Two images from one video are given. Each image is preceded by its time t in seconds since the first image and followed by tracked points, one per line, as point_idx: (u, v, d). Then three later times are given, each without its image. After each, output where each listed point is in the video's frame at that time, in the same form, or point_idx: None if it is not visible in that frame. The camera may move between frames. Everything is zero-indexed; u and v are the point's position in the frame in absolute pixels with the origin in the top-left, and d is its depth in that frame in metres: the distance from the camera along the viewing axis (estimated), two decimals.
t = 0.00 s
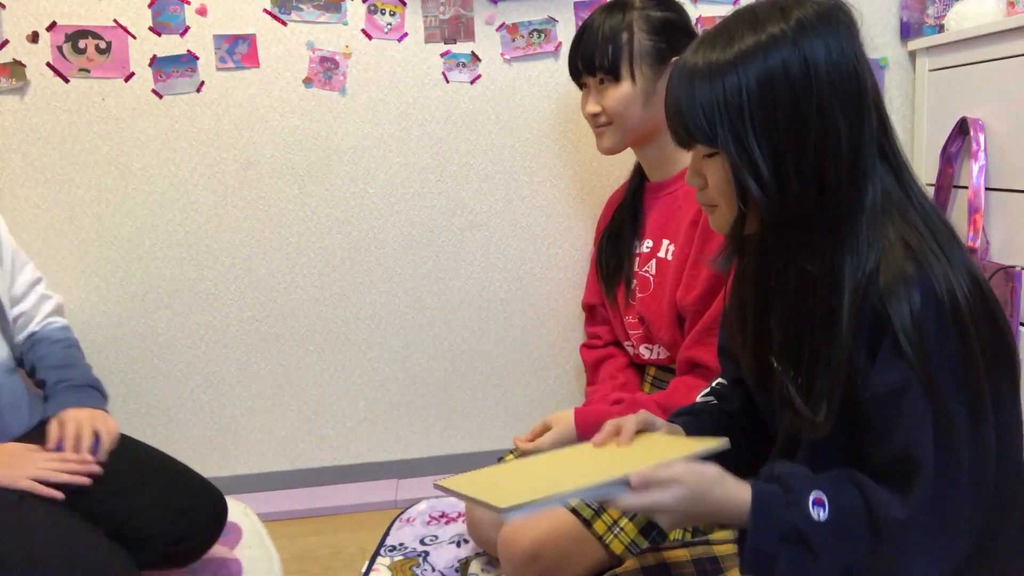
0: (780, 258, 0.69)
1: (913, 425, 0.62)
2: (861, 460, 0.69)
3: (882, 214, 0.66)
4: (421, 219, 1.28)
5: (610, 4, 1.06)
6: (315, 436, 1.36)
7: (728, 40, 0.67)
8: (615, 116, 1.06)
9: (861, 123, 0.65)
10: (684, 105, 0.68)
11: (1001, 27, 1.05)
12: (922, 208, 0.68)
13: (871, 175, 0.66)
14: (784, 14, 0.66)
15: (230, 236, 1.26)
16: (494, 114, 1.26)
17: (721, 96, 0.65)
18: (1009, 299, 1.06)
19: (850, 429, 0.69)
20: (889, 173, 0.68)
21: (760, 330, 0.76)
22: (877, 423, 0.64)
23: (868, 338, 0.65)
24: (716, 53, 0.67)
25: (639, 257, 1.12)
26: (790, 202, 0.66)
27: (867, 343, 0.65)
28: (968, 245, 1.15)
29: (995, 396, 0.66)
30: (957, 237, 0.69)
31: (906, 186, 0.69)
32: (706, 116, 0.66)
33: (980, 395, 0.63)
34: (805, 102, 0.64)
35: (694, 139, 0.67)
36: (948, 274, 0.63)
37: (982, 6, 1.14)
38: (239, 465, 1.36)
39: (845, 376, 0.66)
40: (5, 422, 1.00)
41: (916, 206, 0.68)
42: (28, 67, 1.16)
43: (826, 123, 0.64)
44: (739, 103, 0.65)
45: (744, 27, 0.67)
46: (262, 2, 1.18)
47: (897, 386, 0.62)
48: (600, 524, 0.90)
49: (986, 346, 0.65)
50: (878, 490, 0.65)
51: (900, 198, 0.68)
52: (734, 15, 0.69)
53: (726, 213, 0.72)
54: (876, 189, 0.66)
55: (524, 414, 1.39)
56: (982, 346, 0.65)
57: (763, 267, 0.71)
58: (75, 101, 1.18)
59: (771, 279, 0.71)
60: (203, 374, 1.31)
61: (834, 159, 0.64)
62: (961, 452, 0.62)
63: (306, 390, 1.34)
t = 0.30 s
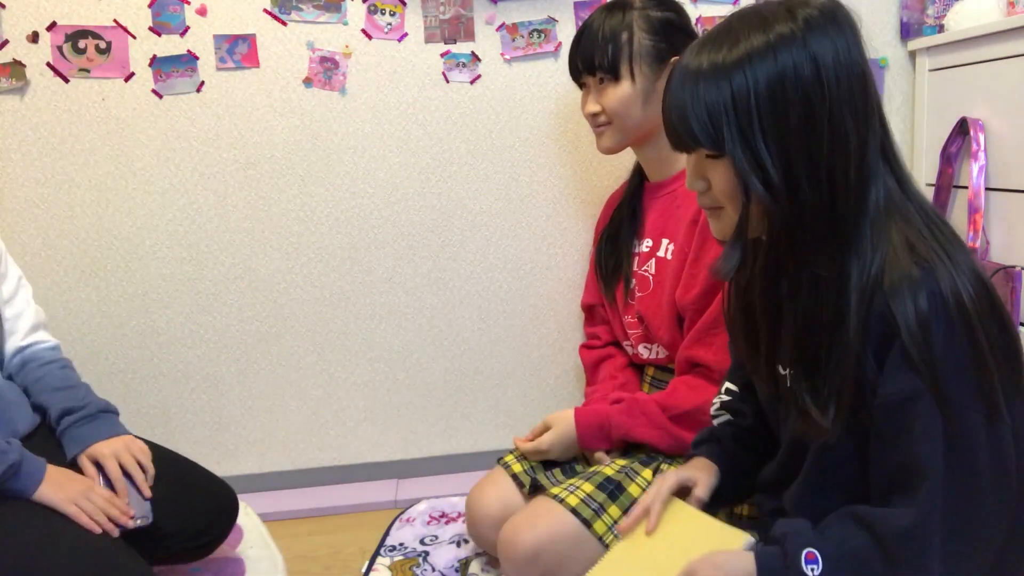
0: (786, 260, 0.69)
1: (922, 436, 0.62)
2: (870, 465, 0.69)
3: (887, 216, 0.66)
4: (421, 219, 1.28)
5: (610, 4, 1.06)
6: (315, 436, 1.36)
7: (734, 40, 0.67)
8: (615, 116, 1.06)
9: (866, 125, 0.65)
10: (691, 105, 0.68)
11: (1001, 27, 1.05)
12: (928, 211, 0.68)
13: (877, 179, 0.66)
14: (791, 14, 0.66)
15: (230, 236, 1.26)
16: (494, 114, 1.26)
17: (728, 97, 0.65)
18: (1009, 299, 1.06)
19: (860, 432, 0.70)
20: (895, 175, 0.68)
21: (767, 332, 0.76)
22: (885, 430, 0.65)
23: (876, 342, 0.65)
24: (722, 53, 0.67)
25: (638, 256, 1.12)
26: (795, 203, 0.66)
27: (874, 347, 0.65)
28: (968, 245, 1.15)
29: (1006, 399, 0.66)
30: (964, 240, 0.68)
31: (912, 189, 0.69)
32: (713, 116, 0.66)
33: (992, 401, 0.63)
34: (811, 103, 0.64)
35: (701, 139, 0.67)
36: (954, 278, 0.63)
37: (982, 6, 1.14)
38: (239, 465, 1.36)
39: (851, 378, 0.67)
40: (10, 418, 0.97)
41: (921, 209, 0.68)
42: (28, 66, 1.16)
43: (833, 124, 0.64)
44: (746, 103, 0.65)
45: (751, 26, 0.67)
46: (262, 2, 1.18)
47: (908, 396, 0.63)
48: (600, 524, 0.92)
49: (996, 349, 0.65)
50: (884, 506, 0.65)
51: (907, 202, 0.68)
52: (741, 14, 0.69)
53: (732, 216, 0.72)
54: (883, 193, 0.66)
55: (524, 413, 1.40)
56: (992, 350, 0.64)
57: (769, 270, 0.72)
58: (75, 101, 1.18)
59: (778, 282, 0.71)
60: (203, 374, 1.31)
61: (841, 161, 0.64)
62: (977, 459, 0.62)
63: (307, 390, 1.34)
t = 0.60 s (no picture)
0: (782, 258, 0.69)
1: (922, 441, 0.62)
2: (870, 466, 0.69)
3: (885, 220, 0.66)
4: (421, 219, 1.28)
5: (612, 4, 1.06)
6: (315, 436, 1.36)
7: (742, 36, 0.66)
8: (615, 116, 1.06)
9: (868, 128, 0.65)
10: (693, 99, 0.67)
11: (1000, 27, 1.05)
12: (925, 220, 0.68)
13: (877, 183, 0.66)
14: (800, 12, 0.65)
15: (230, 235, 1.26)
16: (494, 114, 1.26)
17: (731, 92, 0.65)
18: (1009, 299, 1.06)
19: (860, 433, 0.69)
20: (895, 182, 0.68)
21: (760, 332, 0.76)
22: (885, 434, 0.65)
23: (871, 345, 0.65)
24: (729, 48, 0.66)
25: (639, 256, 1.12)
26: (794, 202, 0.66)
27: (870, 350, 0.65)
28: (968, 245, 1.15)
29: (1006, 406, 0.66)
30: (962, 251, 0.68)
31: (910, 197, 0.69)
32: (716, 111, 0.66)
33: (994, 404, 0.62)
34: (814, 103, 0.64)
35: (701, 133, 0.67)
36: (952, 281, 0.63)
37: (982, 6, 1.14)
38: (239, 465, 1.36)
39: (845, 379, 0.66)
40: (20, 421, 0.96)
41: (919, 217, 0.68)
42: (28, 66, 1.16)
43: (835, 125, 0.64)
44: (749, 99, 0.65)
45: (760, 23, 0.66)
46: (262, 2, 1.18)
47: (907, 400, 0.62)
48: (600, 524, 0.92)
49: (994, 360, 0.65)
50: (886, 511, 0.65)
51: (902, 207, 0.68)
52: (749, 11, 0.69)
53: (729, 207, 0.72)
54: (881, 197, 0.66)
55: (524, 413, 1.40)
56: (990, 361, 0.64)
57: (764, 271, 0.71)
58: (75, 101, 1.18)
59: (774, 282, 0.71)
60: (203, 374, 1.31)
61: (841, 162, 0.64)
62: (983, 462, 0.61)
63: (307, 390, 1.34)
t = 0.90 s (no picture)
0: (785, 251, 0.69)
1: (920, 444, 0.62)
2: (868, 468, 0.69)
3: (892, 222, 0.66)
4: (421, 219, 1.28)
5: (604, 10, 1.06)
6: (315, 436, 1.36)
7: (761, 27, 0.66)
8: (594, 121, 1.06)
9: (880, 130, 0.64)
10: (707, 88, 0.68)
11: (1001, 28, 1.05)
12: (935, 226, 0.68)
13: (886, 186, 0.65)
14: (822, 9, 0.65)
15: (230, 235, 1.26)
16: (494, 114, 1.26)
17: (744, 82, 0.65)
18: (1009, 299, 1.06)
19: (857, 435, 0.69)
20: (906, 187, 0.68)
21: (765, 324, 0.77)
22: (883, 435, 0.65)
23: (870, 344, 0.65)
24: (746, 39, 0.66)
25: (636, 259, 1.14)
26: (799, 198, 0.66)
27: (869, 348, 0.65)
28: (968, 245, 1.15)
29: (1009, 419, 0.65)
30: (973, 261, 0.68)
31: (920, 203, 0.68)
32: (727, 100, 0.66)
33: (993, 410, 0.61)
34: (825, 99, 0.64)
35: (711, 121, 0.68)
36: (954, 286, 0.62)
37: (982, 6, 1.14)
38: (239, 464, 1.36)
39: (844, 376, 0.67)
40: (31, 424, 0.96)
41: (930, 224, 0.67)
42: (28, 67, 1.16)
43: (844, 123, 0.63)
44: (761, 91, 0.65)
45: (779, 17, 0.66)
46: (262, 2, 1.18)
47: (904, 402, 0.62)
48: (601, 527, 0.92)
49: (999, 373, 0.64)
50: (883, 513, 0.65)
51: (910, 213, 0.67)
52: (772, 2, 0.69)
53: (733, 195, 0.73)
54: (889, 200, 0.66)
55: (524, 413, 1.40)
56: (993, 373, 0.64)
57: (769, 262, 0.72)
58: (75, 101, 1.18)
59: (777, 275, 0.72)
60: (203, 374, 1.31)
61: (849, 161, 0.64)
62: (981, 464, 0.61)
63: (307, 390, 1.34)
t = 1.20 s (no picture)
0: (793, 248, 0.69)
1: (926, 446, 0.62)
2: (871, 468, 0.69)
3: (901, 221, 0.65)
4: (421, 219, 1.28)
5: (589, 13, 1.06)
6: (315, 436, 1.36)
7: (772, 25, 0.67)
8: (575, 124, 1.06)
9: (892, 129, 0.64)
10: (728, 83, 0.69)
11: (1001, 28, 1.05)
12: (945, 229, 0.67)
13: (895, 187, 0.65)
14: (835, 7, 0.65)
15: (230, 235, 1.26)
16: (494, 114, 1.26)
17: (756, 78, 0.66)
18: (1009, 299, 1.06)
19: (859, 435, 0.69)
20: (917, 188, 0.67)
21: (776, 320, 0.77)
22: (888, 436, 0.65)
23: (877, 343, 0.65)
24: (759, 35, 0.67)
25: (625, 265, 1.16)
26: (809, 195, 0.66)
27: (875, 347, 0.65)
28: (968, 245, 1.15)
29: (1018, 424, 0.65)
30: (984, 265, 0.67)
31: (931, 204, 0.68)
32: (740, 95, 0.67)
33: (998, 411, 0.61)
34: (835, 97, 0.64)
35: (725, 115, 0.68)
36: (964, 289, 0.62)
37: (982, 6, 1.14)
38: (239, 464, 1.36)
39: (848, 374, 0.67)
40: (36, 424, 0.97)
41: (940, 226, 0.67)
42: (28, 67, 1.16)
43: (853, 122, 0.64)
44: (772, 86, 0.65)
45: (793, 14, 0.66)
46: (262, 2, 1.18)
47: (910, 405, 0.62)
48: (599, 527, 0.92)
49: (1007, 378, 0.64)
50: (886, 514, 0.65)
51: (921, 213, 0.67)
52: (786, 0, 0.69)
53: (732, 186, 0.73)
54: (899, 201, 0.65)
55: (524, 413, 1.39)
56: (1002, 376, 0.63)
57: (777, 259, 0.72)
58: (75, 101, 1.18)
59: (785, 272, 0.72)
60: (203, 374, 1.31)
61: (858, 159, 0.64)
62: (984, 464, 0.61)
63: (307, 390, 1.34)
